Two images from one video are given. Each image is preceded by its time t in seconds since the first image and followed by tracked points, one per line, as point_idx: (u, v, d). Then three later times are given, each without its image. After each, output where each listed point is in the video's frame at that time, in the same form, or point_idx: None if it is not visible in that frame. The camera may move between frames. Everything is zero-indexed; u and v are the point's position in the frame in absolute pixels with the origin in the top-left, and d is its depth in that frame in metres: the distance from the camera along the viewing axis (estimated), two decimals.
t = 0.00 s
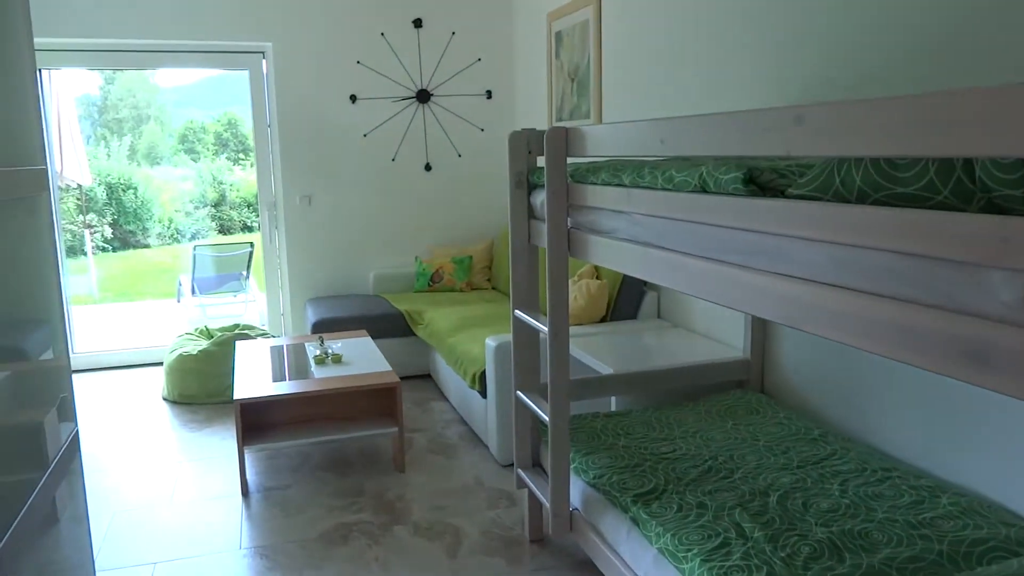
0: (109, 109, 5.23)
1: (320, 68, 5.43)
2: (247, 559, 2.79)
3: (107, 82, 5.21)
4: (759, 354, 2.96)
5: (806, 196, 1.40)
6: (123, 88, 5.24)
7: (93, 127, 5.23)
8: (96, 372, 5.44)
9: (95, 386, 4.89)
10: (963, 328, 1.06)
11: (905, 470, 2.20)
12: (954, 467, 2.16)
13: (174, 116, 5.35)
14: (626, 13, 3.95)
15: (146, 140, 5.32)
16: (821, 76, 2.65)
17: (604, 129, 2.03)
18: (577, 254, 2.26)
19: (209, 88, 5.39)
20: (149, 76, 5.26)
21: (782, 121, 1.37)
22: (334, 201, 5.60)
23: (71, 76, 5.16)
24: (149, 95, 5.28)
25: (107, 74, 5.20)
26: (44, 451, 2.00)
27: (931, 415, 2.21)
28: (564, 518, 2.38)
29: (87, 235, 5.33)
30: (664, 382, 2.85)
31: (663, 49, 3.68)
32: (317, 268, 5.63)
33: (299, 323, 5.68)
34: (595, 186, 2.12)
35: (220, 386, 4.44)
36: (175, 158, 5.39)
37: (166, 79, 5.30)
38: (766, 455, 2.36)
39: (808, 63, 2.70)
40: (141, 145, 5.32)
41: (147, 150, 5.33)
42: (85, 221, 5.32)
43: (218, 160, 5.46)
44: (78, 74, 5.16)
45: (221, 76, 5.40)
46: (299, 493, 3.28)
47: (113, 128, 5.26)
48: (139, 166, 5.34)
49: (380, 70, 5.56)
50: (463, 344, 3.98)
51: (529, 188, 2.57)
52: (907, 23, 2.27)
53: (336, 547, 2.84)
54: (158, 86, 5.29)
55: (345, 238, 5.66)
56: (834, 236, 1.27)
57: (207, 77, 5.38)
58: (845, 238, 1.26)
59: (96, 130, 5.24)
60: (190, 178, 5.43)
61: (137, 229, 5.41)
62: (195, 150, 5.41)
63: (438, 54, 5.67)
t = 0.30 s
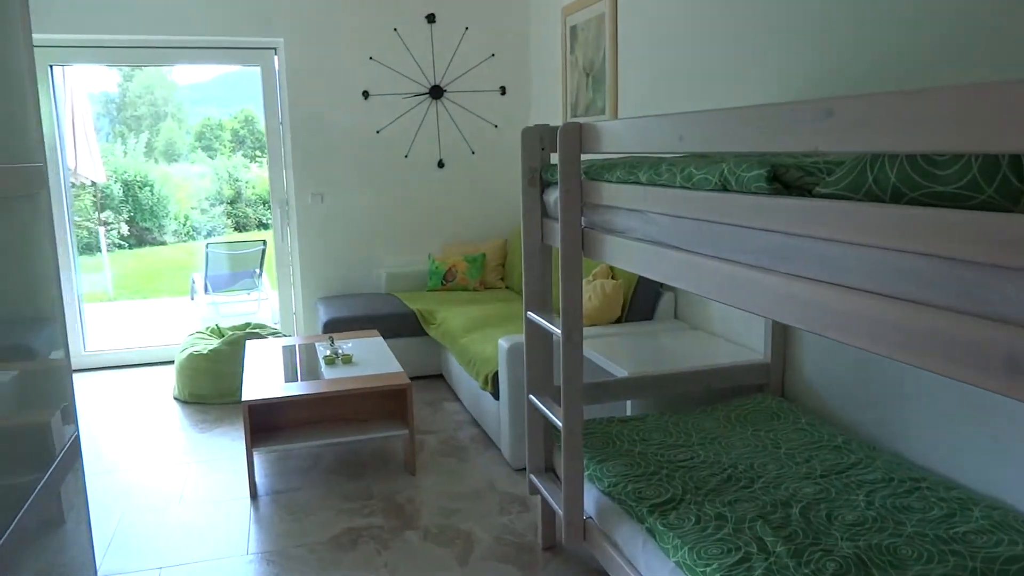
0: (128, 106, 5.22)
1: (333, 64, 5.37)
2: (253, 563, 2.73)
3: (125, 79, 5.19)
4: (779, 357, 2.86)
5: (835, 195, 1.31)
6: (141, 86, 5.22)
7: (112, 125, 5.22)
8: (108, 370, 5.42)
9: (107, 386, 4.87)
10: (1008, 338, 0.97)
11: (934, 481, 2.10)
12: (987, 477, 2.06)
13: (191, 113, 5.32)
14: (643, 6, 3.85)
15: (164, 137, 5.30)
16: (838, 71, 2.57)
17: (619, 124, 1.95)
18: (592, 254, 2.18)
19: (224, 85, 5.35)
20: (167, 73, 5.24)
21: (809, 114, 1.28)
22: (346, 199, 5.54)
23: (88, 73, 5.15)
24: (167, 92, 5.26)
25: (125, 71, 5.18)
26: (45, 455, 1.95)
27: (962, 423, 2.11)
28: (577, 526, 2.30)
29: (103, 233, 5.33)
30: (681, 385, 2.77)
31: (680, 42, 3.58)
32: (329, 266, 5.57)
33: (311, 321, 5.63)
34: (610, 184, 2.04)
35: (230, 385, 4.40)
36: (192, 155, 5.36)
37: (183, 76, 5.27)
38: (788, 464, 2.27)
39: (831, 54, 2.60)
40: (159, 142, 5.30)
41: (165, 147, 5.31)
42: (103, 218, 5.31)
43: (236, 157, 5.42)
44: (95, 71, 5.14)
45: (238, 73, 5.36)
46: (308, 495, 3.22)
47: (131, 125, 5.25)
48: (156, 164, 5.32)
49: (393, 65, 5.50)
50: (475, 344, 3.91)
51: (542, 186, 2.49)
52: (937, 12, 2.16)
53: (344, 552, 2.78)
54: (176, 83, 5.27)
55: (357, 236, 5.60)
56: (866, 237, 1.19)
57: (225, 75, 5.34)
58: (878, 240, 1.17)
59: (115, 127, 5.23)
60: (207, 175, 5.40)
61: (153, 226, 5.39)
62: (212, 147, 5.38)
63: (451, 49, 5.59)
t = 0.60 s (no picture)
0: (160, 102, 5.23)
1: (355, 59, 5.32)
2: (266, 567, 2.67)
3: (157, 75, 5.20)
4: (810, 362, 2.75)
5: (875, 196, 1.21)
6: (174, 82, 5.23)
7: (144, 120, 5.23)
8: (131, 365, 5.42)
9: (130, 381, 4.86)
10: None
11: (976, 498, 1.98)
12: None
13: (222, 109, 5.32)
14: None
15: (195, 133, 5.30)
16: (875, 64, 2.46)
17: (642, 118, 1.86)
18: (613, 255, 2.09)
19: (252, 81, 5.34)
20: (199, 69, 5.24)
21: (847, 107, 1.18)
22: (368, 195, 5.49)
23: (116, 66, 5.14)
24: (198, 88, 5.26)
25: (157, 68, 5.20)
26: (46, 456, 1.90)
27: (1008, 437, 1.99)
28: (596, 538, 2.21)
29: (131, 227, 5.32)
30: (707, 391, 2.66)
31: (709, 33, 3.47)
32: (350, 263, 5.53)
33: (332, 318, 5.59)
34: (633, 182, 1.94)
35: (248, 382, 4.36)
36: (223, 151, 5.36)
37: (214, 72, 5.27)
38: (819, 476, 2.16)
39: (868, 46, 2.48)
40: (188, 137, 5.29)
41: (195, 143, 5.30)
42: (132, 213, 5.31)
43: (266, 153, 5.42)
44: (124, 65, 5.15)
45: (269, 71, 5.36)
46: (323, 497, 3.17)
47: (162, 121, 5.26)
48: (185, 159, 5.32)
49: (416, 59, 5.43)
50: (496, 344, 3.83)
51: (562, 184, 2.40)
52: None
53: (358, 557, 2.72)
54: (207, 80, 5.27)
55: (379, 232, 5.55)
56: (910, 242, 1.09)
57: (257, 73, 5.34)
58: (924, 245, 1.07)
59: (147, 122, 5.24)
60: (236, 170, 5.39)
61: (182, 221, 5.38)
62: (242, 143, 5.37)
63: (475, 43, 5.51)
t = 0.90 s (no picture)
0: (192, 98, 5.24)
1: (378, 54, 5.29)
2: (279, 568, 2.63)
3: (190, 72, 5.22)
4: (839, 367, 2.65)
5: (908, 195, 1.13)
6: (206, 78, 5.23)
7: (177, 115, 5.25)
8: (156, 359, 5.45)
9: (153, 376, 4.88)
10: None
11: (1015, 514, 1.88)
12: None
13: (255, 105, 5.31)
14: None
15: (227, 129, 5.31)
16: (910, 55, 2.35)
17: (662, 113, 1.78)
18: (632, 254, 2.01)
19: (283, 77, 5.33)
20: (231, 63, 5.25)
21: (878, 101, 1.10)
22: (390, 191, 5.45)
23: (147, 61, 5.17)
24: (229, 84, 5.27)
25: (190, 64, 5.21)
26: (48, 452, 1.87)
27: None
28: (612, 546, 2.13)
29: (159, 221, 5.35)
30: (730, 395, 2.58)
31: (736, 25, 3.37)
32: (372, 259, 5.50)
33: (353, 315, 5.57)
34: (653, 178, 1.87)
35: (267, 377, 4.35)
36: (254, 146, 5.35)
37: (244, 68, 5.27)
38: (847, 487, 2.07)
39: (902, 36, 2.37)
40: (220, 132, 5.31)
41: (227, 138, 5.32)
42: (162, 208, 5.34)
43: (296, 148, 5.40)
44: (155, 59, 5.17)
45: (299, 67, 5.35)
46: (339, 496, 3.13)
47: (195, 116, 5.27)
48: (215, 154, 5.33)
49: (439, 54, 5.38)
50: (516, 343, 3.77)
51: (582, 180, 2.32)
52: None
53: (371, 559, 2.67)
54: (239, 76, 5.28)
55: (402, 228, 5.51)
56: (947, 247, 1.00)
57: (288, 69, 5.33)
58: (964, 251, 0.98)
59: (180, 117, 5.26)
60: (265, 165, 5.38)
61: (211, 216, 5.40)
62: (272, 138, 5.37)
63: (499, 37, 5.45)
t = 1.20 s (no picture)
0: (234, 92, 5.27)
1: (414, 47, 5.25)
2: (303, 565, 2.60)
3: (233, 65, 5.25)
4: (883, 372, 2.54)
5: (965, 193, 1.04)
6: (249, 72, 5.26)
7: (220, 108, 5.29)
8: (192, 351, 5.48)
9: (187, 368, 4.91)
10: None
11: None
12: None
13: (296, 99, 5.32)
14: None
15: (269, 122, 5.32)
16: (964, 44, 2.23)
17: (699, 104, 1.69)
18: (667, 253, 1.93)
19: (323, 71, 5.33)
20: (273, 56, 5.27)
21: (934, 89, 1.01)
22: (424, 185, 5.41)
23: (189, 54, 5.20)
24: (272, 78, 5.29)
25: (234, 58, 5.23)
26: (71, 443, 1.86)
27: None
28: (642, 555, 2.06)
29: (199, 213, 5.38)
30: (768, 400, 2.48)
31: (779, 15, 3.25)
32: (405, 254, 5.47)
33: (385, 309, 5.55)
34: (688, 173, 1.78)
35: (298, 371, 4.33)
36: (294, 139, 5.36)
37: (286, 61, 5.29)
38: (890, 500, 1.97)
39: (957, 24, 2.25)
40: (261, 125, 5.32)
41: (268, 131, 5.32)
42: (202, 200, 5.37)
43: (336, 142, 5.41)
44: (198, 52, 5.20)
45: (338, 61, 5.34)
46: (365, 493, 3.10)
47: (237, 110, 5.30)
48: (256, 147, 5.34)
49: (474, 46, 5.32)
50: (547, 341, 3.70)
51: (615, 176, 2.24)
52: None
53: (396, 558, 2.63)
54: (283, 70, 5.29)
55: (435, 222, 5.47)
56: (1010, 250, 0.91)
57: (328, 63, 5.33)
58: None
59: (222, 110, 5.29)
60: (304, 158, 5.38)
61: (251, 208, 5.41)
62: (313, 132, 5.37)
63: (535, 29, 5.37)
